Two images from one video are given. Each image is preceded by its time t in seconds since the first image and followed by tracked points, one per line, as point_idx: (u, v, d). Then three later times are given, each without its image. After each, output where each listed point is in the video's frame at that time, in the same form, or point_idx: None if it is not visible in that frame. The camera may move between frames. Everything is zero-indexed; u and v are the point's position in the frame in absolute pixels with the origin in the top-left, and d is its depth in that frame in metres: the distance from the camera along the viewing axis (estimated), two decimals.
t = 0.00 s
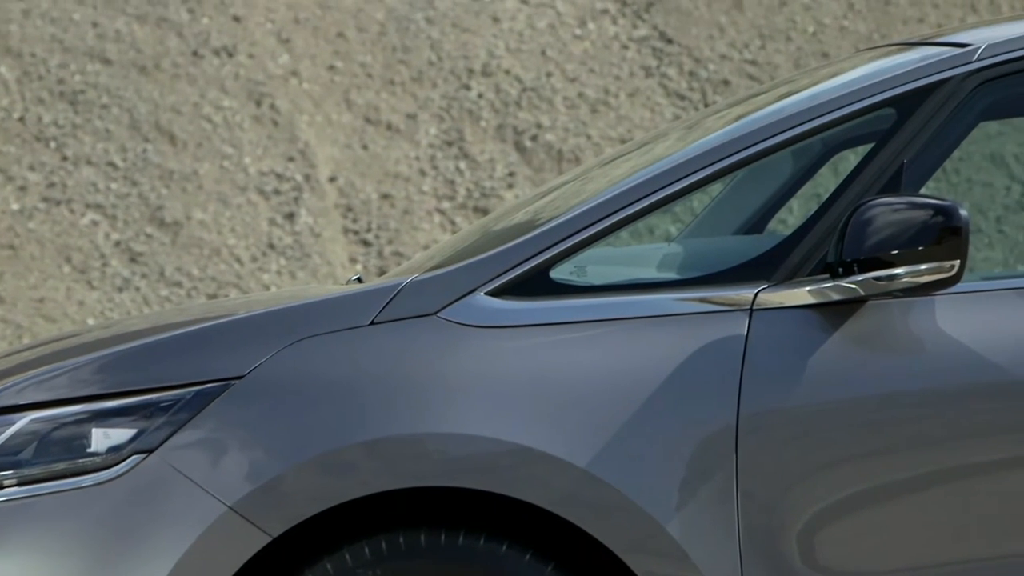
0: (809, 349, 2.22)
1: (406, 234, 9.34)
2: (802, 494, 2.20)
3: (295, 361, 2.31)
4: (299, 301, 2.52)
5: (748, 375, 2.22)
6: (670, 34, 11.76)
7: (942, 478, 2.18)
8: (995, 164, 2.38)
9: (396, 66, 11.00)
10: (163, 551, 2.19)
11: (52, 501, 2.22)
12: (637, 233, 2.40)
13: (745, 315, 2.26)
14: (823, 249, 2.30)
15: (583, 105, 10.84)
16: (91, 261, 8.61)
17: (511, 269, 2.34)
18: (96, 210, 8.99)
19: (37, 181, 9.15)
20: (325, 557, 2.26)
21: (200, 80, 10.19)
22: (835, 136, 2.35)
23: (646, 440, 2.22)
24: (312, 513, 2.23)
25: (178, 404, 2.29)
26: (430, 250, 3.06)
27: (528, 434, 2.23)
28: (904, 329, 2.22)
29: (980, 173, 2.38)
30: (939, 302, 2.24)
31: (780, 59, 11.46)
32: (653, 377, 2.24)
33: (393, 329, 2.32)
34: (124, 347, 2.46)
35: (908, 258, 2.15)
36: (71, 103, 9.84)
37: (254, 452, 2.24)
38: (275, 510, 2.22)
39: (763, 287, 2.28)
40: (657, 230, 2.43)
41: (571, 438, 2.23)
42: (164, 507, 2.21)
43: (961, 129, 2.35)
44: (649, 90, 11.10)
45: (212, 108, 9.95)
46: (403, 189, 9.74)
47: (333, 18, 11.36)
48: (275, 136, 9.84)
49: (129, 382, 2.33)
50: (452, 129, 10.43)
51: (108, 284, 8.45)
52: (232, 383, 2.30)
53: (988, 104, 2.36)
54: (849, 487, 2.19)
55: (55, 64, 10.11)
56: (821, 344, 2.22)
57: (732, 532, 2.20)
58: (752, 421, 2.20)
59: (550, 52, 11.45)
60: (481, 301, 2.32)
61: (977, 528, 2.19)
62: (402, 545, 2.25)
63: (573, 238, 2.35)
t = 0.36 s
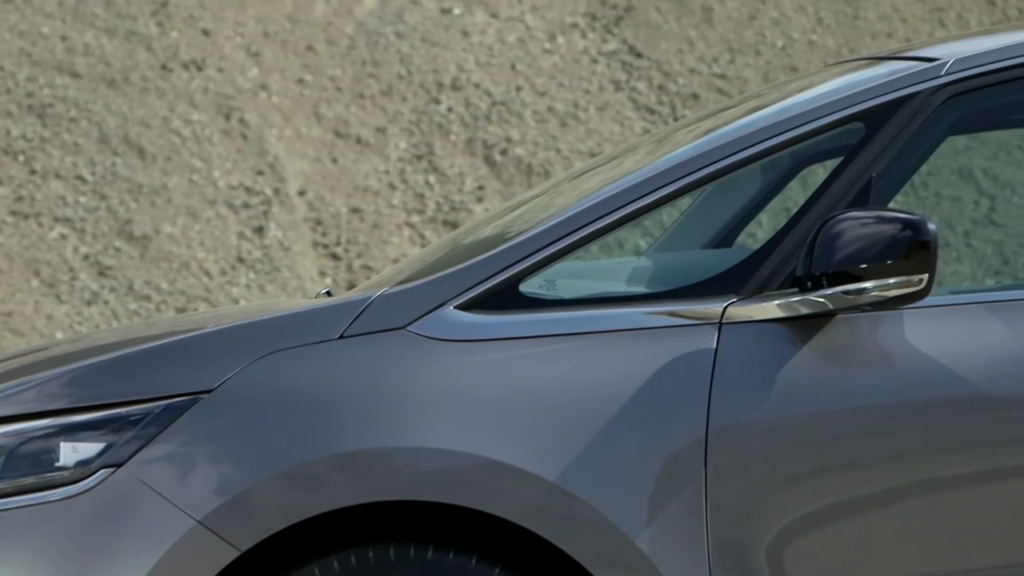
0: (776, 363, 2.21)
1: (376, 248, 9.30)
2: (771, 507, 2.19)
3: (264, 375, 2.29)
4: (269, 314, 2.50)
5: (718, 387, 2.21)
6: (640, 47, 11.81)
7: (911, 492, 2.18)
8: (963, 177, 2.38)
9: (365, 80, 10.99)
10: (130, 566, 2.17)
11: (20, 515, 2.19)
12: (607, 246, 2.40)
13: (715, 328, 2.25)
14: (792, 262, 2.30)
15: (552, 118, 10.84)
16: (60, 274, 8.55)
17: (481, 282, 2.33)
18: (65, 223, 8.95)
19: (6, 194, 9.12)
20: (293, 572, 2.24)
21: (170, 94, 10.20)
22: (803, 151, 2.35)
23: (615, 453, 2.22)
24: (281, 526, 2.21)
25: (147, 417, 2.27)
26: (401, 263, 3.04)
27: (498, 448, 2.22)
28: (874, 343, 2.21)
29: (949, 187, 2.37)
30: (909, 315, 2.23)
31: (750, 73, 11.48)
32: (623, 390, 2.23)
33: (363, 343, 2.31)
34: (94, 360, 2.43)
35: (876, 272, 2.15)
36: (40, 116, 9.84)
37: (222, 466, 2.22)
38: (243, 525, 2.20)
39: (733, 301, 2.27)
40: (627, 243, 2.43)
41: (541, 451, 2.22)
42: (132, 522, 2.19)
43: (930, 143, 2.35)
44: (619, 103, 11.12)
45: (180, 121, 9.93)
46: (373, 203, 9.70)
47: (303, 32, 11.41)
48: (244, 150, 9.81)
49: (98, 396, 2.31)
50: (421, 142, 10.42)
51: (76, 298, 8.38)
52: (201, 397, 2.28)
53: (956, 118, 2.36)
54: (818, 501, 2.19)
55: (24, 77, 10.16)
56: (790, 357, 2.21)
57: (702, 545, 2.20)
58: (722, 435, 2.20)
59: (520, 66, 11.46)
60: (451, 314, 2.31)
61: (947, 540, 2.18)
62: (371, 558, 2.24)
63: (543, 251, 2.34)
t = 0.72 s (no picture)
0: (746, 375, 2.20)
1: (347, 259, 9.23)
2: (741, 519, 2.18)
3: (235, 387, 2.27)
4: (240, 325, 2.48)
5: (689, 398, 2.20)
6: (610, 59, 11.85)
7: (881, 503, 2.17)
8: (932, 190, 2.38)
9: (336, 92, 10.96)
10: None
11: None
12: (577, 258, 2.40)
13: (685, 340, 2.24)
14: (762, 274, 2.29)
15: (523, 130, 10.85)
16: (29, 286, 8.47)
17: (452, 293, 2.32)
18: (34, 234, 8.87)
19: None
20: None
21: (140, 106, 10.16)
22: (774, 163, 2.34)
23: (586, 465, 2.21)
24: (252, 539, 2.19)
25: (117, 430, 2.25)
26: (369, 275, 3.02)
27: (468, 459, 2.20)
28: (843, 354, 2.20)
29: (920, 200, 2.38)
30: (879, 326, 2.22)
31: (720, 84, 11.54)
32: (594, 401, 2.23)
33: (333, 355, 2.29)
34: (65, 371, 2.41)
35: (846, 284, 2.14)
36: (9, 128, 9.78)
37: (193, 477, 2.20)
38: (213, 537, 2.18)
39: (704, 312, 2.26)
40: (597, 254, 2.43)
41: (512, 463, 2.21)
42: (102, 534, 2.18)
43: (900, 155, 2.34)
44: (589, 115, 11.15)
45: (151, 133, 9.89)
46: (344, 215, 9.66)
47: (273, 43, 11.36)
48: (214, 161, 9.77)
49: (68, 408, 2.29)
50: (392, 154, 10.40)
51: (46, 310, 8.30)
52: (171, 409, 2.26)
53: (926, 131, 2.35)
54: (788, 513, 2.18)
55: None
56: (760, 369, 2.20)
57: (672, 555, 2.19)
58: (692, 447, 2.19)
59: (490, 78, 11.47)
60: (422, 325, 2.30)
61: (919, 551, 2.17)
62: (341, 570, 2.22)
63: (514, 263, 2.33)
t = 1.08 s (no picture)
0: (717, 384, 2.19)
1: (318, 269, 9.18)
2: (712, 530, 2.17)
3: (206, 396, 2.25)
4: (213, 334, 2.46)
5: (660, 407, 2.19)
6: (582, 69, 11.86)
7: (855, 511, 2.15)
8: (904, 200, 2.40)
9: (308, 101, 10.91)
10: None
11: None
12: (548, 267, 2.39)
13: (657, 350, 2.23)
14: (734, 284, 2.28)
15: (495, 140, 10.83)
16: None
17: (425, 303, 2.30)
18: (4, 244, 8.81)
19: None
20: None
21: (111, 115, 10.11)
22: (745, 173, 2.34)
23: (559, 475, 2.19)
24: (222, 549, 2.17)
25: (88, 439, 2.24)
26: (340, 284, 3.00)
27: (439, 469, 2.19)
28: (815, 364, 2.19)
29: (891, 210, 2.39)
30: (850, 336, 2.21)
31: (691, 94, 11.57)
32: (568, 411, 2.21)
33: (305, 364, 2.27)
34: (39, 380, 2.41)
35: (817, 293, 2.13)
36: None
37: (164, 487, 2.19)
38: (184, 547, 2.17)
39: (675, 321, 2.25)
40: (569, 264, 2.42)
41: (485, 473, 2.19)
42: (72, 543, 2.16)
43: (871, 165, 2.33)
44: (561, 125, 11.15)
45: (122, 142, 9.85)
46: (316, 224, 9.62)
47: (245, 53, 11.32)
48: (186, 171, 9.72)
49: (40, 418, 2.28)
50: (364, 163, 10.36)
51: (17, 320, 8.23)
52: (143, 419, 2.24)
53: (896, 141, 2.34)
54: (760, 522, 2.16)
55: None
56: (731, 379, 2.19)
57: (643, 565, 2.17)
58: (664, 456, 2.18)
59: (462, 88, 11.47)
60: (394, 335, 2.28)
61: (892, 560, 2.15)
62: None
63: (486, 273, 2.31)
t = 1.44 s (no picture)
0: (692, 392, 2.18)
1: (292, 277, 9.12)
2: (686, 537, 2.16)
3: (179, 405, 2.23)
4: (186, 343, 2.44)
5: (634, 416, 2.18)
6: (556, 78, 11.87)
7: (829, 518, 2.14)
8: (877, 208, 2.40)
9: (281, 109, 10.87)
10: None
11: None
12: (522, 276, 2.37)
13: (630, 358, 2.22)
14: (707, 292, 2.27)
15: (469, 148, 10.81)
16: None
17: (398, 312, 2.29)
18: None
19: None
20: None
21: (84, 123, 10.08)
22: (718, 181, 2.33)
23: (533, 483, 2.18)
24: (195, 558, 2.14)
25: (60, 448, 2.21)
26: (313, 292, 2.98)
27: (413, 476, 2.17)
28: (788, 372, 2.18)
29: (863, 218, 2.40)
30: (823, 344, 2.20)
31: (665, 103, 11.59)
32: (543, 419, 2.20)
33: (278, 373, 2.25)
34: (10, 390, 2.38)
35: (790, 302, 2.12)
36: None
37: (137, 496, 2.16)
38: (155, 556, 2.13)
39: (648, 330, 2.24)
40: (543, 272, 2.40)
41: (459, 481, 2.18)
42: (42, 552, 2.13)
43: (843, 173, 2.34)
44: (535, 133, 11.15)
45: (95, 150, 9.81)
46: (289, 233, 9.57)
47: (218, 61, 11.27)
48: (159, 179, 9.70)
49: (13, 427, 2.25)
50: (338, 172, 10.33)
51: None
52: (115, 428, 2.22)
53: (869, 149, 2.34)
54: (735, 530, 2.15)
55: None
56: (705, 387, 2.18)
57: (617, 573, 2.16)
58: (638, 464, 2.17)
59: (436, 96, 11.45)
60: (367, 344, 2.26)
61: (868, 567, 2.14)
62: None
63: (459, 281, 2.30)
